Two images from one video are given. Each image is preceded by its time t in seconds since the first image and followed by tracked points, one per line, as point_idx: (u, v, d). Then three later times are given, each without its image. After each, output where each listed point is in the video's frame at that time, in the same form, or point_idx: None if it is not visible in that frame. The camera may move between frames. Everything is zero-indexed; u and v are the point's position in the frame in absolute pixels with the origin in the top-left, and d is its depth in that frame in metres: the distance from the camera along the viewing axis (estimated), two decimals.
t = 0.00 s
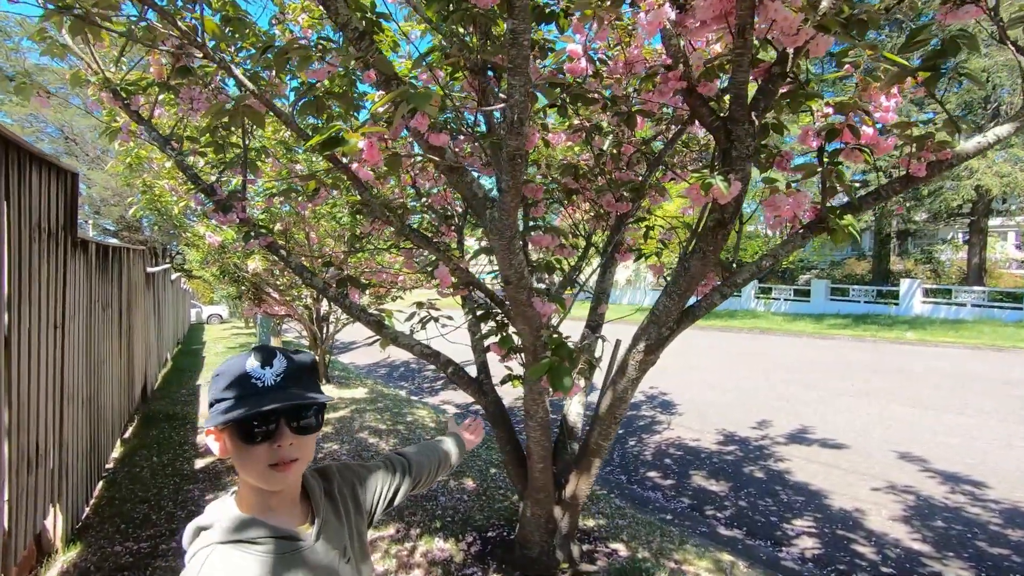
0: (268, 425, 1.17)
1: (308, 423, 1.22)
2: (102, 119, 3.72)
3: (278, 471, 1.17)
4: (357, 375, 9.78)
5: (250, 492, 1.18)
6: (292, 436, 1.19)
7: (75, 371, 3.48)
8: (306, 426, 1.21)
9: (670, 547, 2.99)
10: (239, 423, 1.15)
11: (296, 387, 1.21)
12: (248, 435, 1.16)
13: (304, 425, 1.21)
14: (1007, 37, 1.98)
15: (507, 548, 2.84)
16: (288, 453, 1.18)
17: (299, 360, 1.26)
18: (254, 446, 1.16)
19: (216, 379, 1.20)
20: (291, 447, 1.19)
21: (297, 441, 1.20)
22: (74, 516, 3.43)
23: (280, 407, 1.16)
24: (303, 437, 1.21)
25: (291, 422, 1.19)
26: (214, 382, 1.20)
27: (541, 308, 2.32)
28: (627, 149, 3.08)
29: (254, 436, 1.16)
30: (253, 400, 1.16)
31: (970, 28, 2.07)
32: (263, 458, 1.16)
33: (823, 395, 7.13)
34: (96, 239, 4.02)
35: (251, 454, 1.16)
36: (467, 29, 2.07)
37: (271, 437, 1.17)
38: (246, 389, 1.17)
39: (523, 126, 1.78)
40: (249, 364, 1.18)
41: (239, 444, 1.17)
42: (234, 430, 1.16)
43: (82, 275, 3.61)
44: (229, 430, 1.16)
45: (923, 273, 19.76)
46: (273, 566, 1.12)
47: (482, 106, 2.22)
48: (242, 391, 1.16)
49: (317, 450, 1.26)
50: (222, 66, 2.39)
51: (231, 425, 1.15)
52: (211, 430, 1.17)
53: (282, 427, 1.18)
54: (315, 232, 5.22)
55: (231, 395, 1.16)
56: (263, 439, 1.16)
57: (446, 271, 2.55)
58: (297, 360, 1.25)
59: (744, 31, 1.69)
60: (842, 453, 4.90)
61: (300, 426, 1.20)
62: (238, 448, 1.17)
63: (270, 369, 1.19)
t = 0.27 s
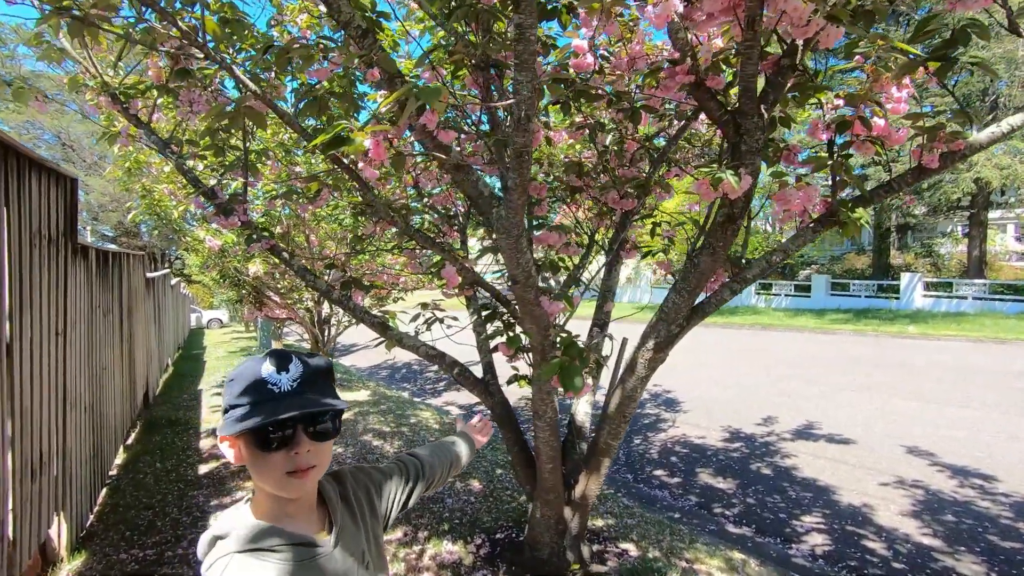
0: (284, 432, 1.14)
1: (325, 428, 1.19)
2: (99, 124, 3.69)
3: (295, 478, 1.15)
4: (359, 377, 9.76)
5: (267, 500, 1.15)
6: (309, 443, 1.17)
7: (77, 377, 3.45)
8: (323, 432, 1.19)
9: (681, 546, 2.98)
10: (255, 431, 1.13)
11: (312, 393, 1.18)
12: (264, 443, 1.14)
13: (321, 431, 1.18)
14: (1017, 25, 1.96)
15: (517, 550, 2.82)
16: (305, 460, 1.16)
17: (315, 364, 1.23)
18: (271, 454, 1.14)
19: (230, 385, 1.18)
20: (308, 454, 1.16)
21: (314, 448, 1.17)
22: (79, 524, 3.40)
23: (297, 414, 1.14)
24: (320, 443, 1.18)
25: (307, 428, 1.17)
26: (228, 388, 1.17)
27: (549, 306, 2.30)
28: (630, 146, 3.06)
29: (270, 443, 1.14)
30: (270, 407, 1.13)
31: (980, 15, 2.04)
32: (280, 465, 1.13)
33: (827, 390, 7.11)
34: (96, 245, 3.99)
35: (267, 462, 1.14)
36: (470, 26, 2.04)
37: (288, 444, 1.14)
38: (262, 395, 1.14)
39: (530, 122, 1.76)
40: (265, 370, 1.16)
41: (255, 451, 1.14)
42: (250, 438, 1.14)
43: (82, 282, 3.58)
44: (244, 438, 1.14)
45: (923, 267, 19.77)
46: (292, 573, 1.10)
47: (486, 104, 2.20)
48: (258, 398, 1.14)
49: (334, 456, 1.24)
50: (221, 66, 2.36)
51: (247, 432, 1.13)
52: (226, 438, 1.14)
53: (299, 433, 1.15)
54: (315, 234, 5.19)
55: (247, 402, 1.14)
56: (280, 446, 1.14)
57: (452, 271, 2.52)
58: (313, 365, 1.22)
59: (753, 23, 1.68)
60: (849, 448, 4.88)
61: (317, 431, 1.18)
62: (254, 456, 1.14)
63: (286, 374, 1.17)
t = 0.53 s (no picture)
0: (284, 437, 1.12)
1: (326, 432, 1.17)
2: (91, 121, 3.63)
3: (294, 484, 1.12)
4: (356, 375, 9.72)
5: (265, 506, 1.13)
6: (309, 447, 1.14)
7: (71, 377, 3.40)
8: (323, 436, 1.16)
9: (681, 545, 2.97)
10: (253, 435, 1.10)
11: (313, 397, 1.15)
12: (262, 448, 1.11)
13: (321, 436, 1.16)
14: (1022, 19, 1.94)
15: (517, 550, 2.80)
16: (305, 465, 1.13)
17: (315, 366, 1.20)
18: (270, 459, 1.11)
19: (227, 388, 1.15)
20: (307, 459, 1.14)
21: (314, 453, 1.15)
22: (73, 526, 3.36)
23: (297, 419, 1.11)
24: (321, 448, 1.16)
25: (307, 433, 1.14)
26: (225, 391, 1.14)
27: (549, 304, 2.27)
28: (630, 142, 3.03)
29: (269, 448, 1.11)
30: (269, 411, 1.10)
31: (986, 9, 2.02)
32: (279, 471, 1.11)
33: (824, 386, 7.13)
34: (89, 244, 3.93)
35: (266, 468, 1.11)
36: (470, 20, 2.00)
37: (287, 449, 1.12)
38: (261, 399, 1.11)
39: (532, 117, 1.73)
40: (264, 373, 1.13)
41: (253, 456, 1.11)
42: (248, 442, 1.11)
43: (75, 281, 3.53)
44: (242, 442, 1.11)
45: (918, 263, 19.84)
46: None
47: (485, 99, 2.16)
48: (257, 402, 1.11)
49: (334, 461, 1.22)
50: (216, 60, 2.31)
51: (245, 437, 1.10)
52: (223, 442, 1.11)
53: (300, 437, 1.13)
54: (312, 232, 5.15)
55: (245, 406, 1.11)
56: (279, 451, 1.11)
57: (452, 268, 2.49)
58: (313, 367, 1.19)
59: (757, 16, 1.66)
60: (848, 444, 4.89)
61: (317, 436, 1.16)
62: (252, 461, 1.11)
63: (286, 378, 1.14)
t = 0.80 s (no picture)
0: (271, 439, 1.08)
1: (316, 436, 1.13)
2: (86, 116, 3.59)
3: (282, 490, 1.09)
4: (355, 372, 9.70)
5: (252, 513, 1.09)
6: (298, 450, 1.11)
7: (67, 375, 3.37)
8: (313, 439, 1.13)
9: (684, 544, 2.94)
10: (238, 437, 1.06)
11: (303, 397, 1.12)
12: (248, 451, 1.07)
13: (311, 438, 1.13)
14: None
15: (518, 550, 2.77)
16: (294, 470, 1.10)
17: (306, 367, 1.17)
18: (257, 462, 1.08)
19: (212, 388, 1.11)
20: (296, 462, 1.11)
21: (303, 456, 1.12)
22: (70, 525, 3.33)
23: (286, 420, 1.07)
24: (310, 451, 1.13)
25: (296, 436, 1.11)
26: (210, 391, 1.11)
27: (550, 301, 2.23)
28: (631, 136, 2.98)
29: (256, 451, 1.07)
30: (257, 411, 1.07)
31: None
32: (265, 475, 1.07)
33: (826, 383, 7.10)
34: (84, 241, 3.89)
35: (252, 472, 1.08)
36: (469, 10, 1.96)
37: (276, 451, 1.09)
38: (247, 400, 1.08)
39: (533, 109, 1.68)
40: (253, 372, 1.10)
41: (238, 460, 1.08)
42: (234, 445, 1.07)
43: (70, 277, 3.49)
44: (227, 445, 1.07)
45: (919, 260, 19.80)
46: None
47: (486, 92, 2.12)
48: (243, 402, 1.07)
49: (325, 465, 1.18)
50: (209, 53, 2.27)
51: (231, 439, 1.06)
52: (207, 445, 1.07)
53: (288, 439, 1.09)
54: (311, 229, 5.11)
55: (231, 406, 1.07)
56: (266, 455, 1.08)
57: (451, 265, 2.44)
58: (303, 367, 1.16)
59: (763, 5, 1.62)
60: (850, 442, 4.86)
61: (307, 439, 1.12)
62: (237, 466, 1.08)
63: (275, 377, 1.11)
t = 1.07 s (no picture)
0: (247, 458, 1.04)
1: (297, 453, 1.09)
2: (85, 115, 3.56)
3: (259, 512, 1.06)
4: (360, 372, 9.68)
5: (228, 535, 1.07)
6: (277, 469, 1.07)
7: (68, 376, 3.35)
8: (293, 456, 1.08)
9: (691, 548, 2.88)
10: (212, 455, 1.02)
11: (282, 412, 1.07)
12: (223, 471, 1.03)
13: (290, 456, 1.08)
14: None
15: (521, 554, 2.72)
16: (271, 490, 1.06)
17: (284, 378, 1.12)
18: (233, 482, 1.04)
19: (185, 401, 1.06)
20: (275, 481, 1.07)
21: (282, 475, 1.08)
22: (72, 526, 3.32)
23: (263, 437, 1.03)
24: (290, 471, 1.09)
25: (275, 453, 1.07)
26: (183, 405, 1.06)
27: (554, 301, 2.17)
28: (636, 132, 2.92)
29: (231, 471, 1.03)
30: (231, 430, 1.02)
31: None
32: (240, 497, 1.04)
33: (834, 382, 7.00)
34: (85, 241, 3.86)
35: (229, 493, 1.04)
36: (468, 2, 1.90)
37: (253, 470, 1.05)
38: (221, 415, 1.03)
39: (534, 104, 1.63)
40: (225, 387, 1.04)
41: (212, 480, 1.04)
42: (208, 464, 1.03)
43: (70, 278, 3.46)
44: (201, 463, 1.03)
45: (928, 256, 19.60)
46: None
47: (487, 87, 2.07)
48: (217, 420, 1.02)
49: (305, 483, 1.15)
50: (205, 49, 2.22)
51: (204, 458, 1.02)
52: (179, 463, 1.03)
53: (264, 459, 1.05)
54: (313, 228, 5.08)
55: (203, 423, 1.02)
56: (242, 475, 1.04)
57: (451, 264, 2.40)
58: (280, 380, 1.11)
59: None
60: (860, 442, 4.78)
61: (286, 457, 1.08)
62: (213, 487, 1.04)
63: (251, 392, 1.06)
